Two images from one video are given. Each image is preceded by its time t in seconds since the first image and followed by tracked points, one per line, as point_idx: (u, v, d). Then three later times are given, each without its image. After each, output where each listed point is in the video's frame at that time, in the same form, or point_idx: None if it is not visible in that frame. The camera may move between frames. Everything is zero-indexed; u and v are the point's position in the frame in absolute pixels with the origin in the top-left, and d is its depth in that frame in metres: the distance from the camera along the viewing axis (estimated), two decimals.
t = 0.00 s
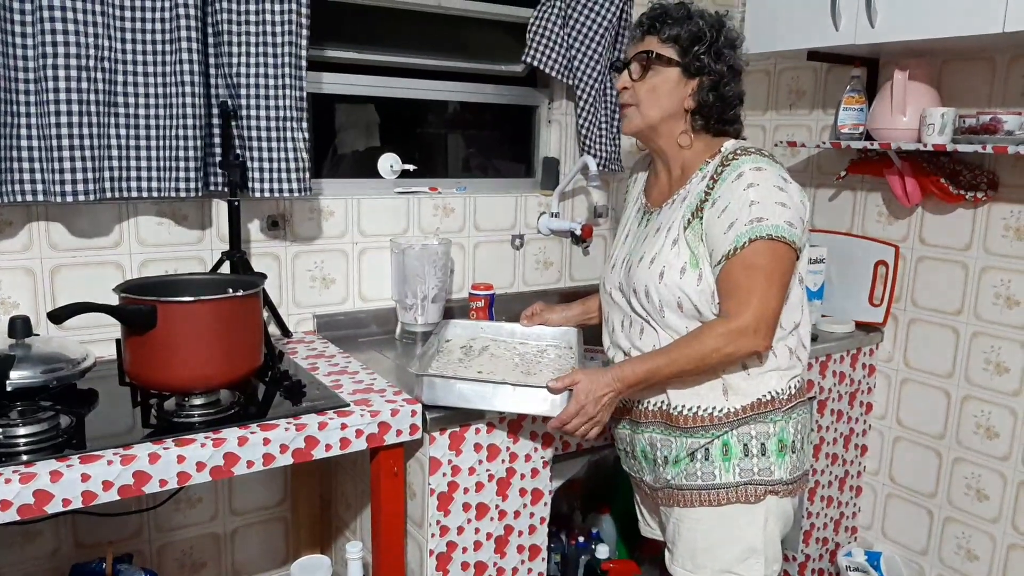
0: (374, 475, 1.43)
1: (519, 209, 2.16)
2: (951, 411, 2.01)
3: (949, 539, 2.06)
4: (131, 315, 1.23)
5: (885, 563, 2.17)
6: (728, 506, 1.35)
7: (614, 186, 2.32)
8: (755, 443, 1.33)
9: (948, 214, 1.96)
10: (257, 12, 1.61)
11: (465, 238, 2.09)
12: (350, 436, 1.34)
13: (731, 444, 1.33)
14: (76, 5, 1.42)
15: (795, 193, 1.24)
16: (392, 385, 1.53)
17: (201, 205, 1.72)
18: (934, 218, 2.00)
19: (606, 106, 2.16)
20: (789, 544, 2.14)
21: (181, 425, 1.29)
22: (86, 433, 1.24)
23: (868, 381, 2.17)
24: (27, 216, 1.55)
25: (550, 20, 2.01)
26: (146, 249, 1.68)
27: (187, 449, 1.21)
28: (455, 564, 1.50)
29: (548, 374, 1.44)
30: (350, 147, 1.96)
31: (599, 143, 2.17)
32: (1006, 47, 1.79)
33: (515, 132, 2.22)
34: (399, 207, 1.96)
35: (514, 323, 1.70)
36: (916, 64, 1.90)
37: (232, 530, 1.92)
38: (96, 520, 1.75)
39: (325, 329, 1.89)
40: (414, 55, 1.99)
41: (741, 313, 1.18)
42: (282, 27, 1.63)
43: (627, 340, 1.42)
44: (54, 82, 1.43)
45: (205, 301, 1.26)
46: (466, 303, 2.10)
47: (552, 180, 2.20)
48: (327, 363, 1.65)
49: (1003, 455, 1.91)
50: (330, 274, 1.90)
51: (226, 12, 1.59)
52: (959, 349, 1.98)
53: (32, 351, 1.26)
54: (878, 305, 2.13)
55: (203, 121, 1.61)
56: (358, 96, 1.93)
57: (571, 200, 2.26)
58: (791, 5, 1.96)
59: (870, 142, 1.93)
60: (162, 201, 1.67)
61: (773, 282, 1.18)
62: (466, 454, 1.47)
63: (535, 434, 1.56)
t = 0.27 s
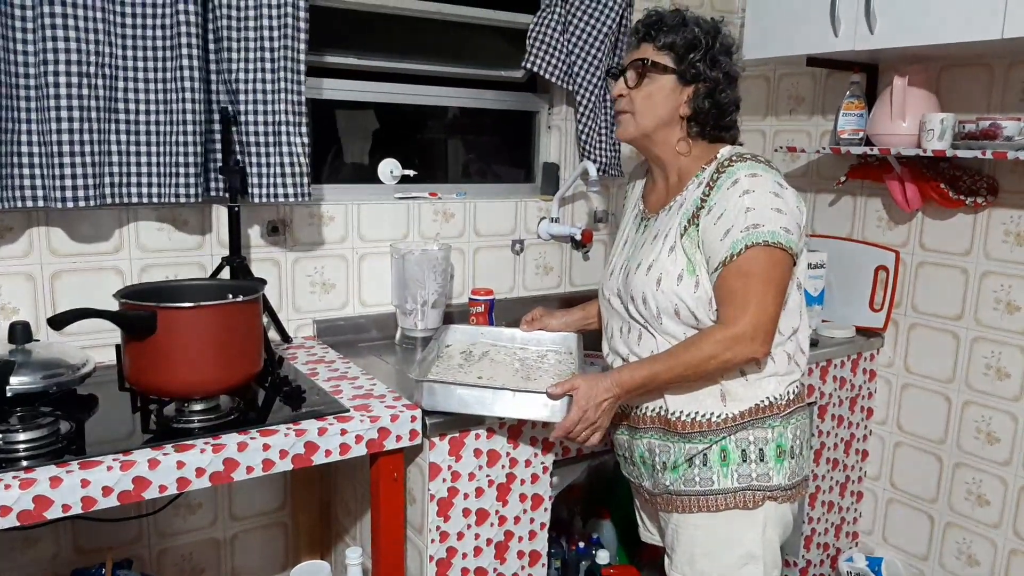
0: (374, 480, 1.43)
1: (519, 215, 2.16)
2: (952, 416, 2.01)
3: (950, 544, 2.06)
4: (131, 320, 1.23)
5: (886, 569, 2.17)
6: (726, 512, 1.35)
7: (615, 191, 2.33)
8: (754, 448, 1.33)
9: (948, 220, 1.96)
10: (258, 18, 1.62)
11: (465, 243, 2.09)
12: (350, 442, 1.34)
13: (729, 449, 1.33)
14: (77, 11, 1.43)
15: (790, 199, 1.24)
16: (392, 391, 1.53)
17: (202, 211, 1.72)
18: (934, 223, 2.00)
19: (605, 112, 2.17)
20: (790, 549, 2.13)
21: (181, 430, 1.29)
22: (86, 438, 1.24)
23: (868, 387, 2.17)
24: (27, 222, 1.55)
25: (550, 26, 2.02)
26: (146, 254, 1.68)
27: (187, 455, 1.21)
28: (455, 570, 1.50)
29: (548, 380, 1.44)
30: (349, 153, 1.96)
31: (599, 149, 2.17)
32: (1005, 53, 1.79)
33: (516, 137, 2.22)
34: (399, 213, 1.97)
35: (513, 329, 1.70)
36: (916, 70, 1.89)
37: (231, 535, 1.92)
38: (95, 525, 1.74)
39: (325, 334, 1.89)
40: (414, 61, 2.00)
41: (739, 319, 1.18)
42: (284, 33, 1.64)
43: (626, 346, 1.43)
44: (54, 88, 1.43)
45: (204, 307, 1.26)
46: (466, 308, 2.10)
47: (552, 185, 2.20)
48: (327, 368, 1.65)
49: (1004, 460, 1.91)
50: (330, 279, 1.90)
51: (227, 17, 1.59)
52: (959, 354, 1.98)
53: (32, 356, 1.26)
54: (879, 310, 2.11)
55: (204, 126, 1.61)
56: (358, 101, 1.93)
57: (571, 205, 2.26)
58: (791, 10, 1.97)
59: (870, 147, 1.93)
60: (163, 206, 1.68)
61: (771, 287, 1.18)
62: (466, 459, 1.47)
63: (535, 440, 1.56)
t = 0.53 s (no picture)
0: (374, 483, 1.43)
1: (519, 217, 2.17)
2: (952, 419, 2.01)
3: (950, 547, 2.06)
4: (132, 324, 1.23)
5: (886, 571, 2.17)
6: (725, 515, 1.35)
7: (615, 194, 2.33)
8: (753, 450, 1.33)
9: (948, 223, 1.97)
10: (259, 21, 1.62)
11: (465, 246, 2.09)
12: (351, 445, 1.35)
13: (728, 452, 1.33)
14: (78, 15, 1.44)
15: (787, 201, 1.25)
16: (392, 394, 1.53)
17: (202, 214, 1.73)
18: (933, 226, 2.00)
19: (605, 115, 2.17)
20: (790, 552, 2.13)
21: (181, 433, 1.29)
22: (87, 441, 1.25)
23: (868, 389, 2.17)
24: (29, 225, 1.56)
25: (550, 29, 2.03)
26: (147, 257, 1.69)
27: (188, 458, 1.21)
28: (455, 573, 1.50)
29: (548, 383, 1.45)
30: (350, 156, 1.97)
31: (599, 152, 2.17)
32: (1004, 56, 1.80)
33: (516, 140, 2.22)
34: (399, 216, 1.97)
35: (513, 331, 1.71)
36: (915, 74, 1.90)
37: (232, 538, 1.92)
38: (96, 528, 1.75)
39: (326, 337, 1.89)
40: (413, 65, 2.01)
41: (738, 322, 1.18)
42: (285, 37, 1.64)
43: (624, 349, 1.43)
44: (56, 92, 1.44)
45: (204, 310, 1.27)
46: (466, 311, 2.10)
47: (552, 188, 2.21)
48: (327, 371, 1.65)
49: (1004, 462, 1.91)
50: (331, 282, 1.90)
51: (228, 21, 1.60)
52: (959, 356, 1.98)
53: (33, 360, 1.27)
54: (878, 312, 2.12)
55: (204, 130, 1.61)
56: (358, 105, 1.94)
57: (571, 208, 2.27)
58: (790, 14, 1.97)
59: (870, 150, 1.94)
60: (164, 210, 1.68)
61: (770, 290, 1.18)
62: (466, 462, 1.47)
63: (535, 442, 1.56)
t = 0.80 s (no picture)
0: (375, 485, 1.43)
1: (521, 219, 2.17)
2: (953, 422, 2.01)
3: (951, 550, 2.06)
4: (134, 326, 1.23)
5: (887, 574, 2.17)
6: (724, 518, 1.35)
7: (616, 196, 2.33)
8: (752, 453, 1.33)
9: (949, 226, 1.97)
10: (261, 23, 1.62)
11: (467, 248, 2.10)
12: (352, 447, 1.35)
13: (727, 455, 1.33)
14: (81, 17, 1.44)
15: (786, 203, 1.25)
16: (393, 395, 1.53)
17: (204, 216, 1.73)
18: (935, 229, 2.00)
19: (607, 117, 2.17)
20: (791, 555, 2.13)
21: (183, 435, 1.29)
22: (89, 442, 1.25)
23: (869, 392, 2.17)
24: (31, 226, 1.56)
25: (552, 32, 2.03)
26: (149, 259, 1.69)
27: (190, 459, 1.21)
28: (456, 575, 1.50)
29: (549, 385, 1.45)
30: (351, 158, 1.97)
31: (601, 155, 2.17)
32: (1006, 60, 1.80)
33: (517, 142, 2.23)
34: (401, 218, 1.97)
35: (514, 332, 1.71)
36: (916, 77, 1.90)
37: (233, 539, 1.92)
38: (97, 528, 1.75)
39: (327, 339, 1.89)
40: (415, 67, 2.01)
41: (739, 322, 1.18)
42: (288, 39, 1.64)
43: (624, 352, 1.43)
44: (59, 94, 1.44)
45: (206, 312, 1.27)
46: (467, 313, 2.10)
47: (553, 191, 2.21)
48: (329, 373, 1.65)
49: (1005, 466, 1.91)
50: (332, 284, 1.90)
51: (231, 23, 1.60)
52: (960, 359, 1.98)
53: (36, 361, 1.27)
54: (880, 315, 2.11)
55: (207, 131, 1.61)
56: (360, 106, 1.94)
57: (572, 210, 2.27)
58: (792, 17, 1.97)
59: (871, 153, 1.94)
60: (166, 211, 1.68)
61: (769, 291, 1.18)
62: (467, 464, 1.47)
63: (536, 445, 1.56)
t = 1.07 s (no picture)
0: (373, 485, 1.43)
1: (520, 220, 2.17)
2: (951, 425, 2.02)
3: (948, 552, 2.06)
4: (133, 326, 1.23)
5: None
6: (719, 519, 1.35)
7: (615, 197, 2.33)
8: (746, 454, 1.33)
9: (949, 229, 1.97)
10: (261, 23, 1.62)
11: (466, 249, 2.10)
12: (350, 447, 1.35)
13: (722, 456, 1.33)
14: (81, 17, 1.44)
15: (780, 205, 1.25)
16: (392, 396, 1.53)
17: (203, 216, 1.73)
18: (934, 231, 2.00)
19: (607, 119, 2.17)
20: (789, 557, 2.13)
21: (182, 435, 1.29)
22: (87, 442, 1.25)
23: (868, 394, 2.17)
24: (30, 226, 1.56)
25: (551, 33, 2.04)
26: (148, 258, 1.69)
27: (188, 459, 1.21)
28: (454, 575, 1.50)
29: (547, 386, 1.45)
30: (351, 158, 1.97)
31: (600, 156, 2.17)
32: (1006, 63, 1.80)
33: (517, 143, 2.23)
34: (400, 218, 1.97)
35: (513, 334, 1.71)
36: (915, 80, 1.91)
37: (231, 540, 1.92)
38: (95, 528, 1.75)
39: (326, 339, 1.90)
40: (414, 68, 2.01)
41: (736, 324, 1.18)
42: (287, 40, 1.65)
43: (619, 354, 1.43)
44: (58, 94, 1.44)
45: (206, 312, 1.27)
46: (466, 313, 2.10)
47: (553, 192, 2.21)
48: (328, 373, 1.66)
49: (1003, 468, 1.91)
50: (331, 284, 1.90)
51: (231, 24, 1.60)
52: (959, 362, 1.98)
53: (34, 360, 1.27)
54: (878, 317, 2.13)
55: (206, 131, 1.62)
56: (360, 107, 1.94)
57: (572, 212, 2.27)
58: (791, 19, 1.98)
59: (871, 155, 1.94)
60: (165, 211, 1.69)
61: (765, 292, 1.18)
62: (466, 465, 1.47)
63: (535, 445, 1.56)
